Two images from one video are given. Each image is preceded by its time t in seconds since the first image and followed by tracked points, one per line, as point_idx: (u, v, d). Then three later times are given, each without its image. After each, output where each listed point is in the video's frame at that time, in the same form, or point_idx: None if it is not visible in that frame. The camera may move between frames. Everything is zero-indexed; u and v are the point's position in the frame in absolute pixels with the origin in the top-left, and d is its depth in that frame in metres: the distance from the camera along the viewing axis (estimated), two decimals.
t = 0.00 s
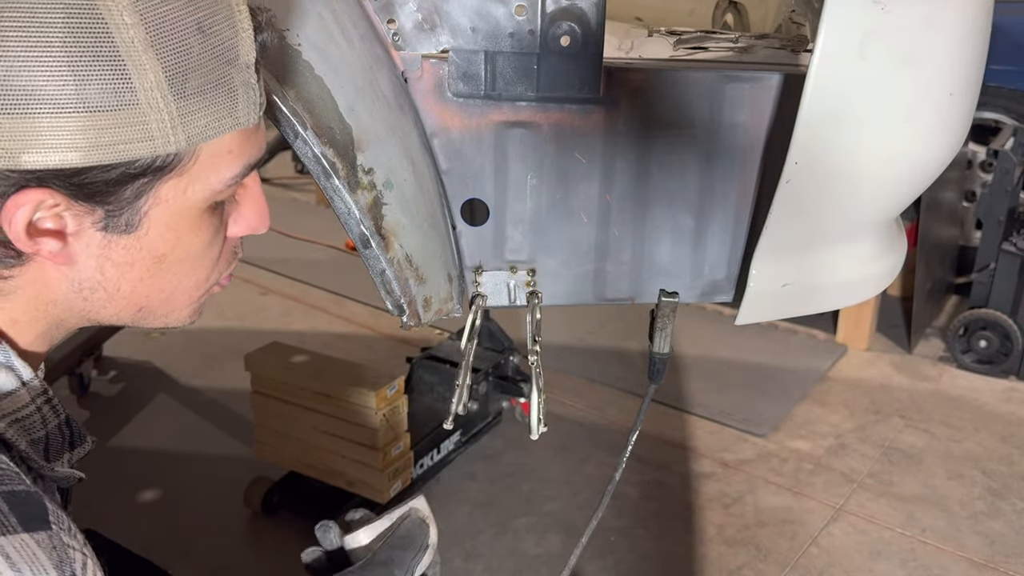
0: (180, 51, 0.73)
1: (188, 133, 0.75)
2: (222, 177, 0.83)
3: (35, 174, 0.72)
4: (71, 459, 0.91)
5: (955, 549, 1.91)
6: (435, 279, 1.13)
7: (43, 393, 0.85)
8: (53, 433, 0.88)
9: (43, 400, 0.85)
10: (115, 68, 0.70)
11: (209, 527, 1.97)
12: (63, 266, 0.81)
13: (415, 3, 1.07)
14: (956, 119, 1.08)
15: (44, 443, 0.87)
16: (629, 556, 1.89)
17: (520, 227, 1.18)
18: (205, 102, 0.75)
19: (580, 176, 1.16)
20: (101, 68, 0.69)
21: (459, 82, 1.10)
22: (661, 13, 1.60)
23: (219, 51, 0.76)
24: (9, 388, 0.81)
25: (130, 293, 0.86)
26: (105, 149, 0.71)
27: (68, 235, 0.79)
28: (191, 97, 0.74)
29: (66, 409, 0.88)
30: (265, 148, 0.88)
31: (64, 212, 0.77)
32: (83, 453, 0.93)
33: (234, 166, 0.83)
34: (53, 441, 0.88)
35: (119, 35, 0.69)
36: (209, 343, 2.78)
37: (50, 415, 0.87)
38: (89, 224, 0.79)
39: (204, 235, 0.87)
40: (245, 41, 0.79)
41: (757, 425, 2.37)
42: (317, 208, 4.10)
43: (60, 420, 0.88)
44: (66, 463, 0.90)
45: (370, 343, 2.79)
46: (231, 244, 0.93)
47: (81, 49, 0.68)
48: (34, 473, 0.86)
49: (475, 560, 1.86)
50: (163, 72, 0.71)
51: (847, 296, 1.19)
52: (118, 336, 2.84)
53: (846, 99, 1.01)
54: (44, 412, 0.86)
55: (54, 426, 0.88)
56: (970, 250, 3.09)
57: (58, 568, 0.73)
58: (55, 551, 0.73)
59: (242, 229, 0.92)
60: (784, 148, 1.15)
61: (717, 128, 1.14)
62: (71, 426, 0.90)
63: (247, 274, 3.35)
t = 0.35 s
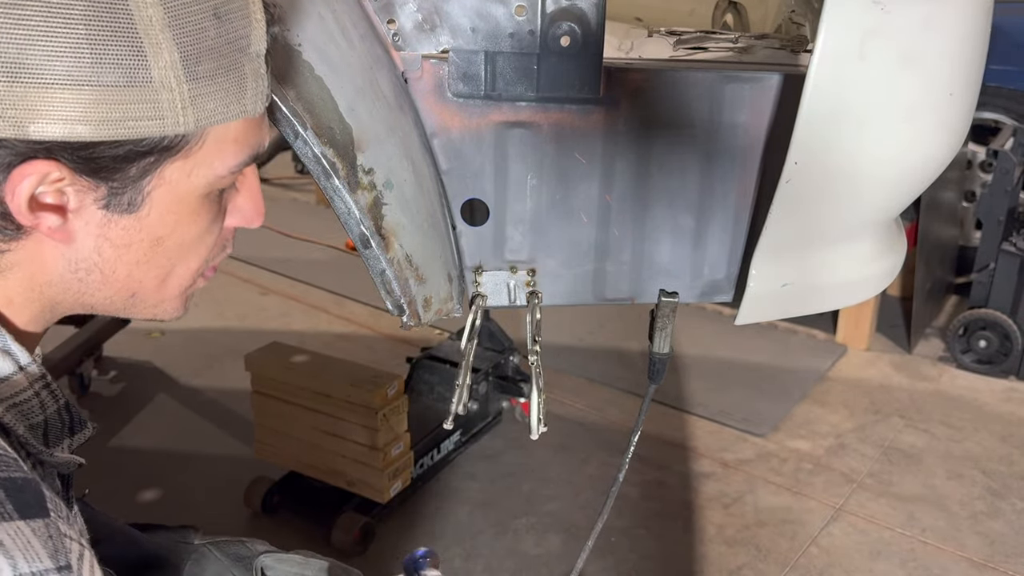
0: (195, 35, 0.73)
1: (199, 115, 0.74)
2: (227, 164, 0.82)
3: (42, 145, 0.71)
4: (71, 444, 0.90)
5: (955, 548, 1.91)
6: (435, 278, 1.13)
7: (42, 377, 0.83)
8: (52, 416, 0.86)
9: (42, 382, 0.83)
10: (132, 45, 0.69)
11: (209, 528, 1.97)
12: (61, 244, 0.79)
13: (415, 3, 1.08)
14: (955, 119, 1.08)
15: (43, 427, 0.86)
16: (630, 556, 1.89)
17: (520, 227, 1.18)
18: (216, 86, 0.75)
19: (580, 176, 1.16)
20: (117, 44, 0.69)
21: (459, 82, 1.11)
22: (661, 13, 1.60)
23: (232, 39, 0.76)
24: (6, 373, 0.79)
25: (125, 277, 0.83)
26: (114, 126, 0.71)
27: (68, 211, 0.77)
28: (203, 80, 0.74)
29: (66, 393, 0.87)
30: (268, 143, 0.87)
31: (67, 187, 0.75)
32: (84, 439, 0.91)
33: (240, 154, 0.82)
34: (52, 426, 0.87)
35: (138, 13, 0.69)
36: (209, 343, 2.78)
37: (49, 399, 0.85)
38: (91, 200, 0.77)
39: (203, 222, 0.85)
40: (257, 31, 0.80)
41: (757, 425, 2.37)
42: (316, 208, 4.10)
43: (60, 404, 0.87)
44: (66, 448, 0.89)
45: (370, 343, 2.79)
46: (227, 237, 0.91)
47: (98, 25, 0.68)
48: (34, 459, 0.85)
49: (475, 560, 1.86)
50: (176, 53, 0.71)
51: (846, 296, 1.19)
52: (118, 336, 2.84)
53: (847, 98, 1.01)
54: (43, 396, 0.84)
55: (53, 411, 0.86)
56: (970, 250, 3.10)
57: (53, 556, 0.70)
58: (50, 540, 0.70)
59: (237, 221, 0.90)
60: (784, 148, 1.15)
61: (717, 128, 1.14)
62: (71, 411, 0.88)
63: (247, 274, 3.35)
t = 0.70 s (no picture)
0: None
1: (184, 83, 0.71)
2: (219, 128, 0.78)
3: (25, 133, 0.68)
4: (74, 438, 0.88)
5: (955, 548, 1.91)
6: (435, 279, 1.14)
7: (45, 374, 0.82)
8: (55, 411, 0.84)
9: (44, 379, 0.81)
10: (104, 14, 0.66)
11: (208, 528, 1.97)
12: (55, 231, 0.76)
13: (415, 3, 1.08)
14: (956, 119, 1.08)
15: (46, 422, 0.84)
16: (630, 556, 1.89)
17: (520, 227, 1.18)
18: (197, 49, 0.72)
19: (580, 177, 1.16)
20: (88, 15, 0.65)
21: (459, 83, 1.11)
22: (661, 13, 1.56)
23: None
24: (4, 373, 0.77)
25: (125, 256, 0.81)
26: (97, 104, 0.67)
27: (59, 198, 0.74)
28: (183, 43, 0.70)
29: (70, 387, 0.85)
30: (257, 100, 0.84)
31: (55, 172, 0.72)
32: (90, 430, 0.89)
33: (231, 117, 0.79)
34: (56, 421, 0.85)
35: None
36: (209, 343, 2.78)
37: (52, 395, 0.83)
38: (82, 184, 0.74)
39: (200, 192, 0.82)
40: None
41: (757, 424, 2.37)
42: (316, 208, 4.11)
43: (63, 398, 0.85)
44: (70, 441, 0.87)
45: (370, 343, 2.79)
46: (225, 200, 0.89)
47: None
48: (40, 456, 0.83)
49: (474, 560, 1.86)
50: (153, 18, 0.68)
51: (846, 295, 1.20)
52: (118, 336, 2.84)
53: (846, 97, 1.01)
54: (44, 391, 0.82)
55: (56, 406, 0.84)
56: (970, 250, 3.10)
57: (65, 571, 0.68)
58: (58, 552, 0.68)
59: (238, 181, 0.88)
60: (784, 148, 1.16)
61: (717, 128, 1.14)
62: (76, 404, 0.86)
63: (246, 273, 3.35)
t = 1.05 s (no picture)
0: (210, 12, 0.71)
1: (227, 98, 0.73)
2: (254, 140, 0.81)
3: (77, 155, 0.69)
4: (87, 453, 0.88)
5: (955, 548, 1.91)
6: (435, 279, 1.14)
7: (59, 391, 0.82)
8: (69, 426, 0.84)
9: (59, 395, 0.82)
10: (152, 35, 0.67)
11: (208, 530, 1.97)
12: (95, 246, 0.78)
13: (415, 3, 1.08)
14: (955, 119, 1.08)
15: (61, 439, 0.84)
16: (630, 556, 1.89)
17: (520, 227, 1.18)
18: (238, 63, 0.74)
19: (580, 177, 1.16)
20: (137, 37, 0.67)
21: (459, 83, 1.11)
22: (662, 14, 1.57)
23: (242, 8, 0.74)
24: (21, 390, 0.78)
25: (159, 267, 0.83)
26: (146, 122, 0.69)
27: (103, 214, 0.76)
28: (225, 58, 0.72)
29: (82, 402, 0.85)
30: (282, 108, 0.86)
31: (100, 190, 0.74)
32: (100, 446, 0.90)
33: (264, 127, 0.81)
34: (69, 438, 0.85)
35: None
36: (209, 343, 2.78)
37: (66, 411, 0.83)
38: (125, 201, 0.76)
39: (229, 199, 0.84)
40: None
41: (757, 424, 2.37)
42: (316, 208, 4.11)
43: (76, 413, 0.85)
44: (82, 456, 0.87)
45: (370, 343, 2.79)
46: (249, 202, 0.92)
47: (117, 20, 0.65)
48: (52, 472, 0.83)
49: (474, 560, 1.86)
50: (198, 36, 0.69)
51: (846, 295, 1.19)
52: (118, 336, 2.84)
53: (847, 98, 1.01)
54: (59, 406, 0.82)
55: (70, 422, 0.84)
56: (970, 250, 3.10)
57: None
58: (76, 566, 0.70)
59: (261, 184, 0.91)
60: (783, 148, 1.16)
61: (717, 128, 1.14)
62: (87, 419, 0.86)
63: (246, 273, 3.34)
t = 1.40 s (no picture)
0: None
1: (209, 58, 0.67)
2: (241, 101, 0.75)
3: (49, 139, 0.63)
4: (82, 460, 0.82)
5: (955, 548, 1.91)
6: (435, 278, 1.13)
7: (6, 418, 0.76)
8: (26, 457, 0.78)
9: (5, 428, 0.76)
10: None
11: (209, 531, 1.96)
12: (70, 237, 0.73)
13: (415, 3, 1.08)
14: (955, 120, 1.08)
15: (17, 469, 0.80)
16: (629, 556, 1.89)
17: (520, 227, 1.18)
18: (218, 18, 0.67)
19: (580, 177, 1.16)
20: None
21: (459, 83, 1.11)
22: (662, 15, 1.57)
23: None
24: None
25: (145, 249, 0.79)
26: (125, 94, 0.63)
27: (77, 204, 0.71)
28: (204, 14, 0.66)
29: (42, 427, 0.78)
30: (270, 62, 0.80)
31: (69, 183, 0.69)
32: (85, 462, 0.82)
33: (251, 86, 0.76)
34: (32, 464, 0.79)
35: None
36: (209, 343, 2.78)
37: (19, 439, 0.77)
38: (101, 186, 0.71)
39: (218, 168, 0.79)
40: None
41: (757, 424, 2.37)
42: (316, 208, 4.11)
43: (38, 440, 0.78)
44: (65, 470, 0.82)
45: (370, 343, 2.79)
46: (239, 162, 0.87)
47: None
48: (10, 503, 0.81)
49: (474, 560, 1.86)
50: None
51: (846, 296, 1.20)
52: (118, 336, 2.84)
53: (848, 97, 1.01)
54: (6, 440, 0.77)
55: (29, 449, 0.78)
56: (970, 250, 3.10)
57: None
58: None
59: (252, 143, 0.87)
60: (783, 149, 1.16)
61: (717, 128, 1.14)
62: (54, 443, 0.79)
63: (247, 273, 3.34)
